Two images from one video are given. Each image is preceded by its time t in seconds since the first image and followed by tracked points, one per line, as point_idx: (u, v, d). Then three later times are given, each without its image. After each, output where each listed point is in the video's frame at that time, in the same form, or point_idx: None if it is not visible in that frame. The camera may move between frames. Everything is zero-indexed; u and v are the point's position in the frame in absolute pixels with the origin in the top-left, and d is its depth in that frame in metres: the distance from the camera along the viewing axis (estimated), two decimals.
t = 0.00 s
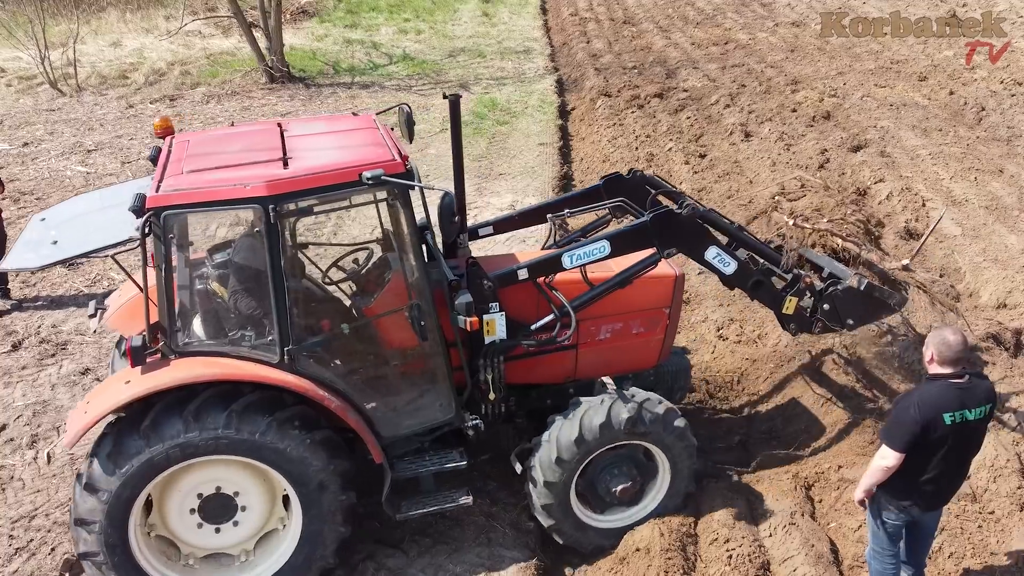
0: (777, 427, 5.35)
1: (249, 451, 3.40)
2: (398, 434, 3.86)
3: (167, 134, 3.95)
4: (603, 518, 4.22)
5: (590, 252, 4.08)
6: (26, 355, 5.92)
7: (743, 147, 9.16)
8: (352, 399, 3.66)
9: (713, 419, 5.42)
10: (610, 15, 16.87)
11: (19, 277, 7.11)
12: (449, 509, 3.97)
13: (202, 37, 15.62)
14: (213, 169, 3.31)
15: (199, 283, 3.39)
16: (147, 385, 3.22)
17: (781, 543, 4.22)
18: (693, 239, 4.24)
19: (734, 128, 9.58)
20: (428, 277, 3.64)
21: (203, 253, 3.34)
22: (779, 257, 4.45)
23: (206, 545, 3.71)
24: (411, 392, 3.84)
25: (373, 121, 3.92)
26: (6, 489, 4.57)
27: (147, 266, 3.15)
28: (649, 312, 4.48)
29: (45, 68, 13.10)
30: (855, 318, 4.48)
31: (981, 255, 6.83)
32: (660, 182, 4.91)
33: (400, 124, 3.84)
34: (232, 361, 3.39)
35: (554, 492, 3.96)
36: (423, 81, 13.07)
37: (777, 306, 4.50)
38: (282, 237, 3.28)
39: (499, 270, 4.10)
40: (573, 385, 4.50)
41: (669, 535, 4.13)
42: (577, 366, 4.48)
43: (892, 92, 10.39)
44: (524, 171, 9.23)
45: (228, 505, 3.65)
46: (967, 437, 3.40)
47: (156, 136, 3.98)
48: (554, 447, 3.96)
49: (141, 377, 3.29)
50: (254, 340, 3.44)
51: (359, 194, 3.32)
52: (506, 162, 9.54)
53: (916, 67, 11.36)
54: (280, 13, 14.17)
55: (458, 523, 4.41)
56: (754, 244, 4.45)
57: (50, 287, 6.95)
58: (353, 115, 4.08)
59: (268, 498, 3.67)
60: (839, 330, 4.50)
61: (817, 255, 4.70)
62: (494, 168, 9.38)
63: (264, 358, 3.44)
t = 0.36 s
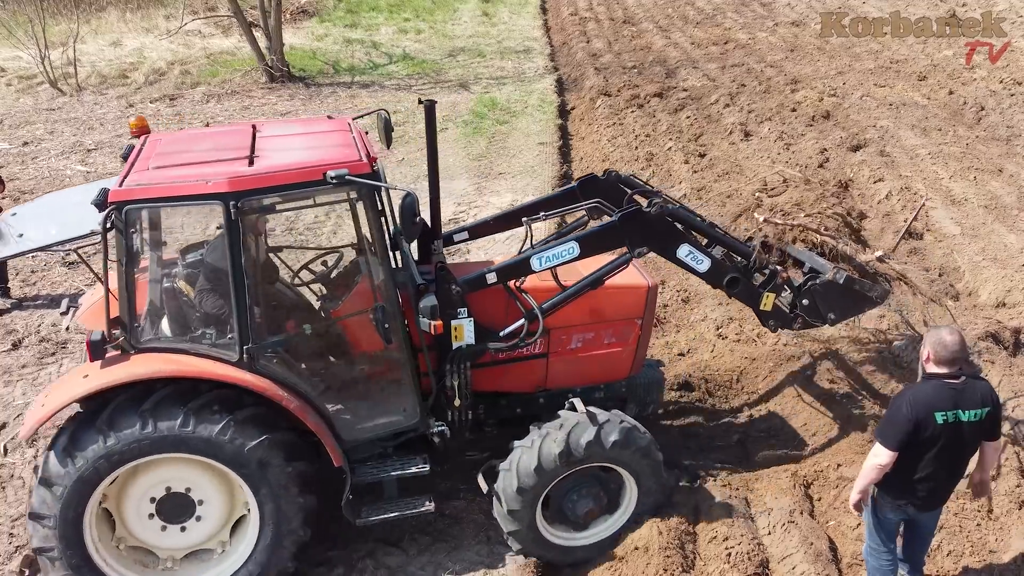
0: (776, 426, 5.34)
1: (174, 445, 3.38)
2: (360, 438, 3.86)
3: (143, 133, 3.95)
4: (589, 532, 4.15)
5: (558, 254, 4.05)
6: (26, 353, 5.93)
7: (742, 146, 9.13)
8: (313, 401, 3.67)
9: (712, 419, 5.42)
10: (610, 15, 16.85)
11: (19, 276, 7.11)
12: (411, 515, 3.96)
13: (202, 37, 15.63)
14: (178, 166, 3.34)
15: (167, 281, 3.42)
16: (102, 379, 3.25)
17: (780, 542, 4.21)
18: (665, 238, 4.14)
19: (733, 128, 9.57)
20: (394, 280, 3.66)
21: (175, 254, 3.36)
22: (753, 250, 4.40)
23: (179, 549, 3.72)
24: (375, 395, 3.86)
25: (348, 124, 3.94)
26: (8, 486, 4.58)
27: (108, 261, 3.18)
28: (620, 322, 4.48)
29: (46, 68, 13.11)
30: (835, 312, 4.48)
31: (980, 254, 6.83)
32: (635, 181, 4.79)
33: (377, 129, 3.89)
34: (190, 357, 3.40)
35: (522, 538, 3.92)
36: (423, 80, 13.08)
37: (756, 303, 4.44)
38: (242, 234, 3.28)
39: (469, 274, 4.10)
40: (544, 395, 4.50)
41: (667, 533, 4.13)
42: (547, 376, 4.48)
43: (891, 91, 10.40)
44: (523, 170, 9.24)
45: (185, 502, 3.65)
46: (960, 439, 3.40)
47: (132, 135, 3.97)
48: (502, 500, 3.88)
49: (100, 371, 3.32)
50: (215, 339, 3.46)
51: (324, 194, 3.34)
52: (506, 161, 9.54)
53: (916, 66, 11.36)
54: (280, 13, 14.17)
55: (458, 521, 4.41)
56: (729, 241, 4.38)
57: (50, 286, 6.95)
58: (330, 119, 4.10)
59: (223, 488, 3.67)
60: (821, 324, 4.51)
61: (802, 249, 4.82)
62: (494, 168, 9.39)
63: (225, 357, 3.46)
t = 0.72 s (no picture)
0: (772, 424, 5.35)
1: (133, 448, 3.36)
2: (335, 439, 3.88)
3: (117, 131, 3.98)
4: (577, 527, 4.14)
5: (533, 247, 4.04)
6: (24, 351, 5.94)
7: (739, 143, 9.09)
8: (287, 402, 3.68)
9: (709, 417, 5.42)
10: (610, 15, 16.85)
11: (18, 275, 7.12)
12: (388, 516, 3.96)
13: (202, 36, 15.64)
14: (151, 165, 3.35)
15: (139, 282, 3.41)
16: (77, 382, 3.26)
17: (776, 539, 4.22)
18: (638, 224, 4.13)
19: (731, 126, 9.56)
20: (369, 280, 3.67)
21: (148, 254, 3.37)
22: (728, 225, 4.40)
23: (163, 550, 3.73)
24: (351, 396, 3.87)
25: (323, 122, 3.94)
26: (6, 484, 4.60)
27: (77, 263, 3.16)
28: (598, 320, 4.49)
29: (45, 68, 13.13)
30: (816, 283, 4.48)
31: (978, 252, 6.83)
32: (610, 166, 4.76)
33: (354, 126, 3.90)
34: (163, 360, 3.41)
35: (507, 544, 3.97)
36: (423, 80, 13.09)
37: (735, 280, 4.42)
38: (213, 234, 3.29)
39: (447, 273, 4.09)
40: (522, 393, 4.49)
41: (664, 531, 4.14)
42: (526, 376, 4.47)
43: (890, 90, 10.41)
44: (522, 169, 9.25)
45: (159, 504, 3.65)
46: (957, 439, 3.39)
47: (105, 134, 3.99)
48: (480, 511, 3.91)
49: (72, 374, 3.32)
50: (187, 340, 3.46)
51: (297, 193, 3.35)
52: (504, 160, 9.56)
53: (914, 65, 11.38)
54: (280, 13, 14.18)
55: (453, 518, 4.42)
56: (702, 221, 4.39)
57: (48, 285, 6.96)
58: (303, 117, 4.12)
59: (195, 483, 3.65)
60: (802, 297, 4.51)
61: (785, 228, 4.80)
62: (493, 167, 9.41)
63: (197, 359, 3.46)
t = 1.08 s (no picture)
0: (770, 422, 5.35)
1: (147, 443, 3.38)
2: (341, 436, 3.88)
3: (123, 129, 4.01)
4: (578, 528, 4.14)
5: (539, 245, 4.05)
6: (22, 350, 5.94)
7: (739, 142, 9.08)
8: (293, 398, 3.68)
9: (708, 416, 5.42)
10: (610, 14, 16.84)
11: (16, 274, 7.12)
12: (393, 512, 3.96)
13: (201, 36, 15.64)
14: (158, 162, 3.35)
15: (145, 279, 3.37)
16: (83, 377, 3.27)
17: (774, 538, 4.21)
18: (643, 221, 4.14)
19: (730, 125, 9.55)
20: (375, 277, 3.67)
21: (155, 251, 3.33)
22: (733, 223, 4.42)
23: (166, 547, 3.73)
24: (357, 392, 3.87)
25: (329, 121, 3.93)
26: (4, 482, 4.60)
27: (84, 258, 3.19)
28: (603, 318, 4.49)
29: (44, 67, 13.13)
30: (822, 283, 4.50)
31: (977, 252, 6.82)
32: (615, 166, 4.76)
33: (360, 125, 3.89)
34: (171, 355, 3.43)
35: (508, 540, 3.95)
36: (422, 79, 13.09)
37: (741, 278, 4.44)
38: (220, 230, 3.29)
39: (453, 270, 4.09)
40: (527, 391, 4.49)
41: (662, 529, 4.13)
42: (531, 374, 4.47)
43: (889, 89, 10.40)
44: (521, 168, 9.25)
45: (166, 500, 3.65)
46: (976, 443, 3.38)
47: (113, 133, 4.03)
48: (485, 505, 3.90)
49: (78, 369, 3.34)
50: (194, 336, 3.46)
51: (304, 190, 3.36)
52: (503, 160, 9.56)
53: (914, 65, 11.37)
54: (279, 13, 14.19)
55: (451, 517, 4.42)
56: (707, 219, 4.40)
57: (46, 284, 6.96)
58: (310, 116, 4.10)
59: (203, 482, 3.65)
60: (809, 296, 4.52)
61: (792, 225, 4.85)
62: (491, 166, 9.41)
63: (205, 354, 3.47)
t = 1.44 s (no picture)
0: (769, 419, 5.34)
1: (179, 437, 3.38)
2: (357, 430, 3.87)
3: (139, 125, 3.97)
4: (585, 525, 4.15)
5: (552, 239, 4.05)
6: (21, 348, 5.94)
7: (738, 139, 9.08)
8: (309, 392, 3.67)
9: (708, 414, 5.41)
10: (609, 13, 16.84)
11: (14, 272, 7.12)
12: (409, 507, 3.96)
13: (201, 35, 15.65)
14: (174, 158, 3.34)
15: (162, 273, 3.40)
16: (99, 372, 3.26)
17: (772, 534, 4.21)
18: (658, 215, 4.13)
19: (730, 123, 9.54)
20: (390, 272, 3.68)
21: (170, 247, 3.38)
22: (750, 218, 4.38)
23: (176, 542, 3.73)
24: (372, 388, 3.86)
25: (344, 116, 3.93)
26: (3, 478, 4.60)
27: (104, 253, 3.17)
28: (618, 314, 4.48)
29: (43, 65, 13.14)
30: (838, 277, 4.51)
31: (977, 249, 6.81)
32: (629, 159, 4.73)
33: (373, 122, 3.88)
34: (188, 350, 3.42)
35: (518, 525, 3.92)
36: (422, 78, 13.09)
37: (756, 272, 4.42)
38: (238, 225, 3.29)
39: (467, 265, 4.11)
40: (541, 386, 4.48)
41: (660, 525, 4.11)
42: (545, 368, 4.46)
43: (889, 88, 10.40)
44: (521, 166, 9.25)
45: (184, 496, 3.65)
46: (998, 437, 3.32)
47: (129, 127, 3.99)
48: (501, 484, 3.88)
49: (95, 364, 3.32)
50: (211, 331, 3.46)
51: (320, 185, 3.36)
52: (503, 158, 9.56)
53: (914, 63, 11.36)
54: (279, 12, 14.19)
55: (450, 513, 4.41)
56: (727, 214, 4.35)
57: (45, 282, 6.96)
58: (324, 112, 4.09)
59: (223, 483, 3.67)
60: (826, 290, 4.53)
61: (806, 217, 4.93)
62: (491, 164, 9.41)
63: (221, 350, 3.47)
